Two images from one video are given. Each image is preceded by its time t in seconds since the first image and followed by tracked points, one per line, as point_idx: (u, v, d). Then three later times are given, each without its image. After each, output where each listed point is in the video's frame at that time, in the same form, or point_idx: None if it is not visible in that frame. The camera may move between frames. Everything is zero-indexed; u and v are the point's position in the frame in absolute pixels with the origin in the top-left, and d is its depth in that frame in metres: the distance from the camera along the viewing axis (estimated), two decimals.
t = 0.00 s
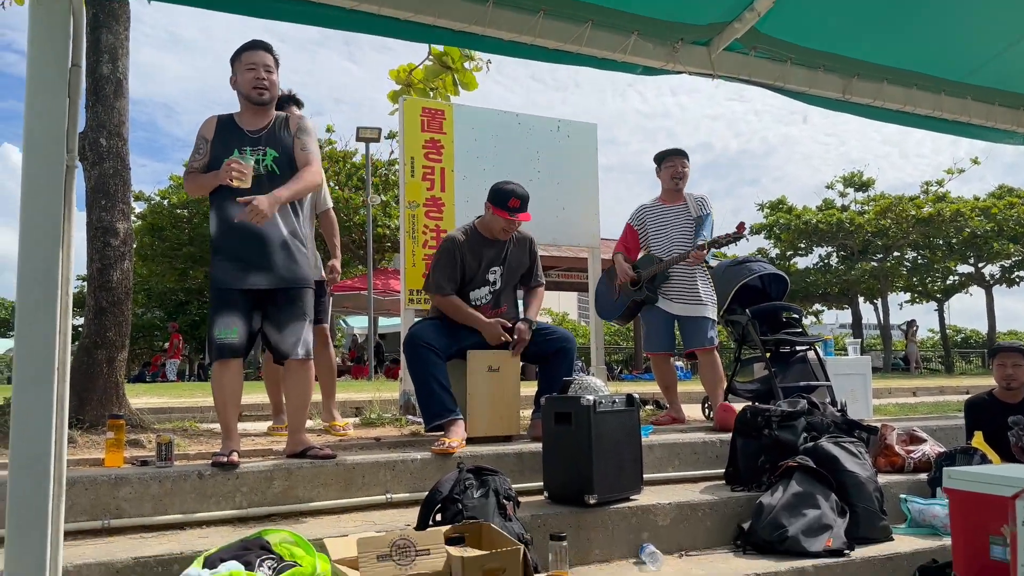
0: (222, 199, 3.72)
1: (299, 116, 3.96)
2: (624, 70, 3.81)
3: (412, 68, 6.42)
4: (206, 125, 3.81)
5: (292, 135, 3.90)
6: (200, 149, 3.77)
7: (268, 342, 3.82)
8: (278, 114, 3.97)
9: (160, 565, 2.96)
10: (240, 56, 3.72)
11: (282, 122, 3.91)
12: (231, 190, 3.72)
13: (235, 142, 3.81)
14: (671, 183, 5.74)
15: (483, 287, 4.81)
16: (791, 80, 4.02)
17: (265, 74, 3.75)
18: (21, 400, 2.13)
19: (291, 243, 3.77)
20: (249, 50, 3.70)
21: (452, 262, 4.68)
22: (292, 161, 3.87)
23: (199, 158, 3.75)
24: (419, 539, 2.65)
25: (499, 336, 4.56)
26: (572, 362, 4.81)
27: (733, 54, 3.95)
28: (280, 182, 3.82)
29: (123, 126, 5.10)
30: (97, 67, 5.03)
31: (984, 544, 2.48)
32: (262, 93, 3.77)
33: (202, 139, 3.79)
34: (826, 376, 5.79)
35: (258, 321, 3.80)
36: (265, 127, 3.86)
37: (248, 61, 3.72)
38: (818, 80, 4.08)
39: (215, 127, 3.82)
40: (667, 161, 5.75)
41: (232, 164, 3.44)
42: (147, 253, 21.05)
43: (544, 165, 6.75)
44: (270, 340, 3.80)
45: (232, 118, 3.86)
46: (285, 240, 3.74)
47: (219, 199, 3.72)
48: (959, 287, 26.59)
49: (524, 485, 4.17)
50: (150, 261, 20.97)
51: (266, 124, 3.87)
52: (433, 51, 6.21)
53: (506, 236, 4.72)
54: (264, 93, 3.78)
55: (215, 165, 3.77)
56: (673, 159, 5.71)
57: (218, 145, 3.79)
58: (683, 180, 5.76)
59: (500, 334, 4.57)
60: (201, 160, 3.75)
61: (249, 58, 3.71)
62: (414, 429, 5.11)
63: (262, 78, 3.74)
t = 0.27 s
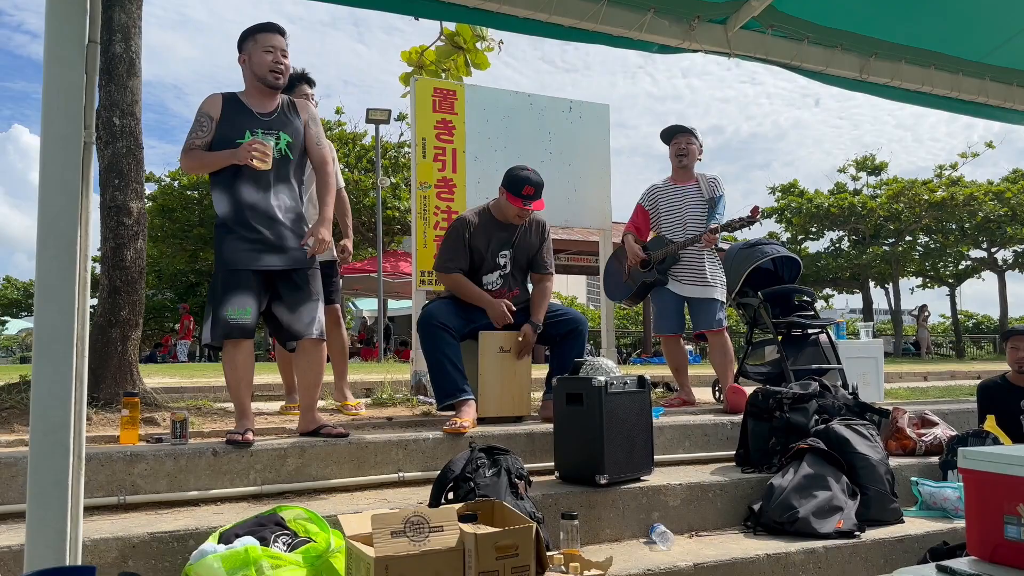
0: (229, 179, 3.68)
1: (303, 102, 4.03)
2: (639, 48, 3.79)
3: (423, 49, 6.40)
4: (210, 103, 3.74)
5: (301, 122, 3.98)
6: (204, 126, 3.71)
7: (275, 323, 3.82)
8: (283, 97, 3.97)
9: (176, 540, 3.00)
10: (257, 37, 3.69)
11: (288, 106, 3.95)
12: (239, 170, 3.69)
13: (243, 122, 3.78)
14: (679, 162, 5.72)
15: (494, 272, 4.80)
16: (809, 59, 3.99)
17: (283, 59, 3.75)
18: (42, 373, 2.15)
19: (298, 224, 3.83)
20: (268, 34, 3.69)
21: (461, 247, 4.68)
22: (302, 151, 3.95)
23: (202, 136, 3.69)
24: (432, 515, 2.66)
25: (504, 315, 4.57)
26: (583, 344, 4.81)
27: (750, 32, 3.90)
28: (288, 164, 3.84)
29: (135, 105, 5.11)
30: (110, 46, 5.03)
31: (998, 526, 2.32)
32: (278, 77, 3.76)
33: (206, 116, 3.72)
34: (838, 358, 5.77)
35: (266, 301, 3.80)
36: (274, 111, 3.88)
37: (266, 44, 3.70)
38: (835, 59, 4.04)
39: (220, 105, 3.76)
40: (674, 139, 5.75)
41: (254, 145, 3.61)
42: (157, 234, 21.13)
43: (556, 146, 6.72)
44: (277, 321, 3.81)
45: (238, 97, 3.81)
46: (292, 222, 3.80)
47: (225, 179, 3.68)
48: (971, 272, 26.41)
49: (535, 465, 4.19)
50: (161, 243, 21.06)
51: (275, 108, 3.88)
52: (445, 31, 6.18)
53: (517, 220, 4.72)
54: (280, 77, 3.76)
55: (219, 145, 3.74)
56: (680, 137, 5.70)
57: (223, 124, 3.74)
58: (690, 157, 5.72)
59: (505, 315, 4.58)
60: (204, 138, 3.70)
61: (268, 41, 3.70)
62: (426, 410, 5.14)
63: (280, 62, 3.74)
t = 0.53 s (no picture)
0: (252, 159, 3.69)
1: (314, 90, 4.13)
2: (647, 36, 3.75)
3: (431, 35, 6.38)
4: (232, 79, 3.73)
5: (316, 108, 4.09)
6: (226, 101, 3.69)
7: (285, 309, 3.82)
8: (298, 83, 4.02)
9: (184, 527, 3.02)
10: (284, 20, 3.74)
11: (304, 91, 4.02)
12: (261, 151, 3.70)
13: (266, 103, 3.79)
14: (687, 145, 5.71)
15: (501, 259, 4.80)
16: (819, 47, 3.95)
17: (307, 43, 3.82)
18: (50, 361, 2.16)
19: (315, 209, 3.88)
20: (296, 17, 3.75)
21: (469, 234, 4.67)
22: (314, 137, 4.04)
23: (223, 111, 3.66)
24: (438, 503, 2.67)
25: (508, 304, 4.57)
26: (590, 331, 4.79)
27: (759, 19, 3.85)
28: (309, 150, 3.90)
29: (142, 93, 5.10)
30: (117, 34, 5.01)
31: (1008, 517, 2.29)
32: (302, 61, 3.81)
33: (229, 91, 3.71)
34: (845, 347, 5.76)
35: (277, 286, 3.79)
36: (292, 94, 3.92)
37: (293, 28, 3.76)
38: (845, 47, 4.00)
39: (243, 82, 3.76)
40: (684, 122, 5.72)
41: (290, 126, 3.53)
42: (165, 223, 21.17)
43: (564, 135, 6.68)
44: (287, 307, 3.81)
45: (258, 77, 3.82)
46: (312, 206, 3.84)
47: (245, 158, 3.68)
48: (980, 262, 26.25)
49: (541, 453, 4.19)
50: (169, 231, 21.12)
51: (292, 91, 3.93)
52: (453, 18, 6.14)
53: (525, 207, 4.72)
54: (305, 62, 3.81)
55: (238, 122, 3.73)
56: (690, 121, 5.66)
57: (245, 102, 3.74)
58: (698, 141, 5.69)
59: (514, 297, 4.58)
60: (226, 113, 3.67)
61: (297, 25, 3.75)
62: (432, 398, 5.15)
63: (306, 47, 3.79)
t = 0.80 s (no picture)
0: (264, 155, 3.69)
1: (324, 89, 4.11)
2: (650, 31, 3.74)
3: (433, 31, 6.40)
4: (248, 75, 3.73)
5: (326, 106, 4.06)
6: (242, 97, 3.69)
7: (290, 305, 3.83)
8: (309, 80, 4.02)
9: (187, 522, 3.03)
10: (291, 14, 3.74)
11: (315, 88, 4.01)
12: (275, 147, 3.71)
13: (281, 98, 3.80)
14: (706, 135, 5.65)
15: (505, 246, 4.77)
16: (821, 41, 3.94)
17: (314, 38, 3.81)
18: (52, 357, 2.16)
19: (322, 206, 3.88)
20: (301, 11, 3.75)
21: (475, 218, 4.65)
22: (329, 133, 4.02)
23: (239, 108, 3.66)
24: (441, 499, 2.67)
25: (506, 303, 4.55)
26: (593, 329, 4.81)
27: (762, 14, 3.85)
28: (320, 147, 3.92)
29: (145, 89, 5.10)
30: (120, 29, 5.01)
31: (1009, 512, 2.28)
32: (309, 55, 3.81)
33: (245, 87, 3.71)
34: (850, 343, 5.75)
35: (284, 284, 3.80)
36: (308, 91, 3.93)
37: (298, 22, 3.76)
38: (848, 42, 3.98)
39: (258, 78, 3.77)
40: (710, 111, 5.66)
41: (306, 121, 3.62)
42: (168, 218, 21.20)
43: (567, 130, 6.67)
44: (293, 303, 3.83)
45: (273, 74, 3.83)
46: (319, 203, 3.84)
47: (259, 155, 3.68)
48: (985, 257, 26.19)
49: (544, 449, 4.20)
50: (173, 226, 21.15)
51: (307, 89, 3.94)
52: (455, 14, 6.13)
53: (520, 181, 4.78)
54: (311, 54, 3.81)
55: (254, 118, 3.73)
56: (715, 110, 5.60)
57: (262, 98, 3.74)
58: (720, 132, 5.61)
59: (508, 322, 4.54)
60: (242, 110, 3.67)
61: (297, 18, 3.74)
62: (435, 394, 5.15)
63: (309, 39, 3.78)
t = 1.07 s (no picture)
0: (260, 156, 3.73)
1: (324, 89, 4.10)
2: (649, 32, 3.74)
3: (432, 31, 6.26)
4: (239, 79, 3.75)
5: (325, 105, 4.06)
6: (234, 102, 3.70)
7: (294, 308, 3.83)
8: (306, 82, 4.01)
9: (187, 524, 3.02)
10: (280, 19, 3.72)
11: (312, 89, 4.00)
12: (268, 148, 3.74)
13: (275, 101, 3.80)
14: (728, 128, 5.55)
15: (498, 239, 4.78)
16: (821, 42, 3.93)
17: (304, 39, 3.78)
18: (50, 358, 2.16)
19: (323, 208, 3.86)
20: (289, 14, 3.72)
21: (468, 212, 4.68)
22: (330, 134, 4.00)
23: (231, 112, 3.67)
24: (440, 500, 2.67)
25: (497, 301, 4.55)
26: (593, 330, 4.82)
27: (761, 15, 3.85)
28: (319, 148, 3.91)
29: (145, 90, 5.10)
30: (119, 30, 5.01)
31: (1009, 514, 2.28)
32: (302, 57, 3.80)
33: (237, 92, 3.73)
34: (849, 344, 5.75)
35: (285, 286, 3.80)
36: (303, 93, 3.92)
37: (287, 26, 3.73)
38: (847, 43, 3.98)
39: (250, 82, 3.78)
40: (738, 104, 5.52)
41: (294, 118, 3.51)
42: (168, 219, 21.20)
43: (567, 130, 6.67)
44: (297, 306, 3.82)
45: (267, 78, 3.84)
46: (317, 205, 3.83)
47: (254, 157, 3.73)
48: (985, 257, 26.20)
49: (544, 449, 4.20)
50: (173, 227, 21.14)
51: (303, 91, 3.93)
52: (455, 14, 6.10)
53: (513, 173, 4.81)
54: (304, 56, 3.80)
55: (248, 121, 3.74)
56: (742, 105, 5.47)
57: (253, 102, 3.76)
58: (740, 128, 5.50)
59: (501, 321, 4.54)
60: (235, 114, 3.69)
61: (290, 22, 3.72)
62: (435, 394, 5.15)
63: (302, 41, 3.77)
